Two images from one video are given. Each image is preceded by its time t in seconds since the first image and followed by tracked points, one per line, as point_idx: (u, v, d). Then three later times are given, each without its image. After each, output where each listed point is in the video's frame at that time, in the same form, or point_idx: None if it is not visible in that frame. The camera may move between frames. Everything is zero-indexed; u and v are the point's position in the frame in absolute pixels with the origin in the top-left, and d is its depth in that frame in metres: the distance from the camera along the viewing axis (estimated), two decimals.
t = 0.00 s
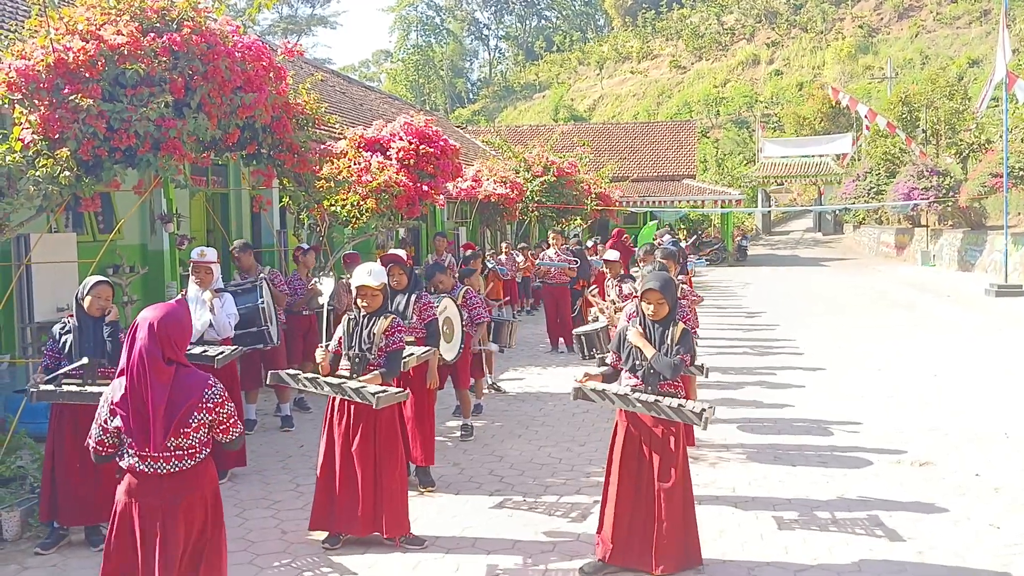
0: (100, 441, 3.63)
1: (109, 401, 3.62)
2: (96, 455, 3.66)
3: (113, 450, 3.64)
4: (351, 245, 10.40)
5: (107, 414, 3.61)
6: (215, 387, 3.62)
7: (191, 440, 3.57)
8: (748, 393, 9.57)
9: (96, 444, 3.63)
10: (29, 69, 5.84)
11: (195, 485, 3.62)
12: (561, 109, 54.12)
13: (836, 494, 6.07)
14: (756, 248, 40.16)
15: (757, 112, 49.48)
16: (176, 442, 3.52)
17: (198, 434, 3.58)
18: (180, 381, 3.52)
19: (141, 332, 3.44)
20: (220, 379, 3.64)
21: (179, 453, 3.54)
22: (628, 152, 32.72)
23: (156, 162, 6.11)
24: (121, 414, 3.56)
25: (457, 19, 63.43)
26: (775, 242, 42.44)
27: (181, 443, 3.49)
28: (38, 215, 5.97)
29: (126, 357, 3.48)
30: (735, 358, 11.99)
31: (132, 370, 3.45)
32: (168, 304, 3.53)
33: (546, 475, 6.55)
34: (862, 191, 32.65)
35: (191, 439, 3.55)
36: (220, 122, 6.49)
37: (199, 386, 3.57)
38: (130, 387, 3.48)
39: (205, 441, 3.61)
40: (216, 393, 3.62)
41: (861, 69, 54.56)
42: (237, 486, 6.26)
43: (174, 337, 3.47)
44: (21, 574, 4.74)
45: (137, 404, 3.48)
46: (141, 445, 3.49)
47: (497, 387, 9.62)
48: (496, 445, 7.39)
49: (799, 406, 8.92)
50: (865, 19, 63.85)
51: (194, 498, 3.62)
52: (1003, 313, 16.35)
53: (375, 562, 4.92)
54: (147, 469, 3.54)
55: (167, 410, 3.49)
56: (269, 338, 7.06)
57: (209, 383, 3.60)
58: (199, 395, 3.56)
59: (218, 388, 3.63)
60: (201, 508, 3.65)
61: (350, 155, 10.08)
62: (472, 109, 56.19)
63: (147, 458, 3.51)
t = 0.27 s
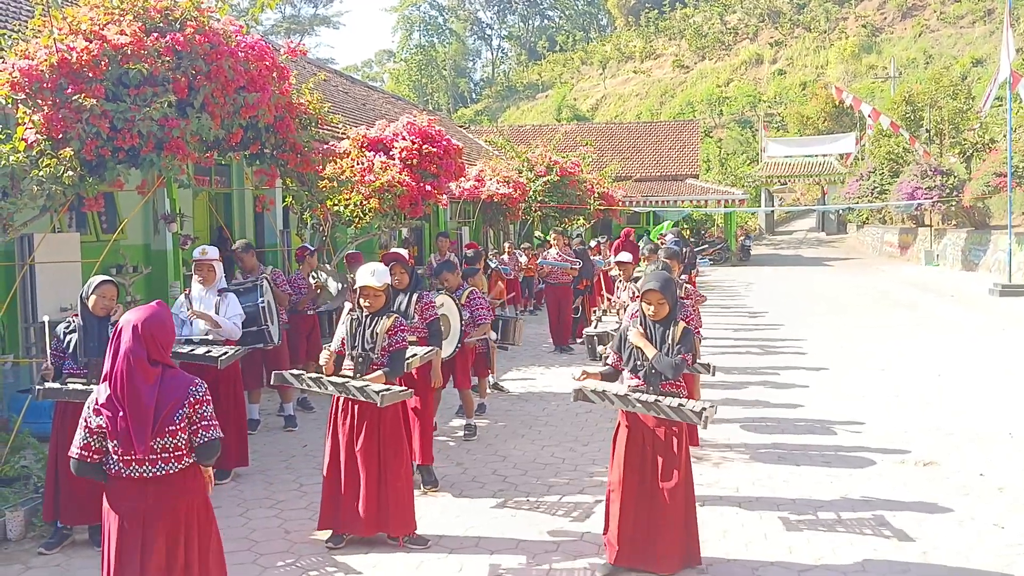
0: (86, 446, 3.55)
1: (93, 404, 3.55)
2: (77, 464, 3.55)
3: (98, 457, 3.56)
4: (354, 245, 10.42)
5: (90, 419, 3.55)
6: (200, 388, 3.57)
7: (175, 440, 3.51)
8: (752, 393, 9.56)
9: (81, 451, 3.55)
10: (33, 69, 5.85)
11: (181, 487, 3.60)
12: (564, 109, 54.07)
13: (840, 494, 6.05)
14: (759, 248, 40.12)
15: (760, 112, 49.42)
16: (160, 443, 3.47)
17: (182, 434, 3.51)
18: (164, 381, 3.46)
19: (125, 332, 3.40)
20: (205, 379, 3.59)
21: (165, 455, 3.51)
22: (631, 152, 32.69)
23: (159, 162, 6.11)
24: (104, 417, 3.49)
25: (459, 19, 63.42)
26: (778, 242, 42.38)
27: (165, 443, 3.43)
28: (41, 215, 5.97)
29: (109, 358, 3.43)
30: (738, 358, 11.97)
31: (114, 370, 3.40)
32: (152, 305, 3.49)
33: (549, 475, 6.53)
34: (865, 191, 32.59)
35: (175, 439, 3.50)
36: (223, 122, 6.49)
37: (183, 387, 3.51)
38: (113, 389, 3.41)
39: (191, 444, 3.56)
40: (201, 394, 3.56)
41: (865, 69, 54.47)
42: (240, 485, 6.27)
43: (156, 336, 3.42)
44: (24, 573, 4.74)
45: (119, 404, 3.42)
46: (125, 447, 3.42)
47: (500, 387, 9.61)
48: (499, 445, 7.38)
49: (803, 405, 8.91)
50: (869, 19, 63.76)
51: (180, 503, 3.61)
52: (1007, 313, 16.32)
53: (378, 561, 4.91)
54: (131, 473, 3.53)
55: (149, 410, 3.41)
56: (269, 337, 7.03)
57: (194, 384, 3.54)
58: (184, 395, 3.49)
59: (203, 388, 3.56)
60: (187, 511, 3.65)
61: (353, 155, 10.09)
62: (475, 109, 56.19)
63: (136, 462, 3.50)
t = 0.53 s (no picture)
0: (86, 448, 3.58)
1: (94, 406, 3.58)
2: (80, 465, 3.62)
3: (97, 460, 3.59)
4: (358, 245, 10.41)
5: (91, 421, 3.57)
6: (195, 399, 3.52)
7: (162, 451, 3.45)
8: (756, 393, 9.55)
9: (83, 453, 3.59)
10: (38, 69, 5.86)
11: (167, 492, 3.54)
12: (568, 109, 54.04)
13: (844, 495, 6.04)
14: (763, 248, 40.09)
15: (765, 112, 49.37)
16: (146, 450, 3.42)
17: (169, 445, 3.45)
18: (157, 386, 3.44)
19: (124, 332, 3.42)
20: (201, 391, 3.55)
21: (149, 466, 3.45)
22: (635, 152, 32.67)
23: (165, 162, 6.12)
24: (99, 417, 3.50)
25: (463, 19, 63.45)
26: (782, 242, 42.32)
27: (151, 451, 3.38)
28: (46, 215, 5.98)
29: (109, 358, 3.45)
30: (742, 358, 11.96)
31: (110, 370, 3.41)
32: (157, 307, 3.51)
33: (553, 475, 6.53)
34: (869, 191, 32.55)
35: (162, 449, 3.45)
36: (228, 122, 6.49)
37: (177, 395, 3.47)
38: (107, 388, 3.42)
39: (180, 456, 3.50)
40: (195, 405, 3.52)
41: (869, 69, 54.40)
42: (244, 485, 6.27)
43: (153, 339, 3.42)
44: (29, 573, 4.75)
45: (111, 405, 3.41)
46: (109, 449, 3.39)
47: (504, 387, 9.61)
48: (503, 445, 7.37)
49: (808, 405, 8.90)
50: (873, 18, 63.64)
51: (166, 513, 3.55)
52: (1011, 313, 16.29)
53: (384, 561, 4.92)
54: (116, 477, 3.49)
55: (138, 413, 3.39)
56: (274, 337, 7.11)
57: (190, 393, 3.51)
58: (175, 403, 3.45)
59: (198, 399, 3.52)
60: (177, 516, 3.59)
61: (357, 155, 10.09)
62: (479, 109, 56.18)
63: (122, 468, 3.46)
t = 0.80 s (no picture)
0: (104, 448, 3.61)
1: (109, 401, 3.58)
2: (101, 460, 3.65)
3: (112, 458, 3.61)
4: (362, 245, 10.42)
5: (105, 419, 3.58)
6: (209, 400, 3.53)
7: (175, 452, 3.46)
8: (761, 393, 9.53)
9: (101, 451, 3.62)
10: (43, 70, 5.87)
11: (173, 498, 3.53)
12: (572, 109, 54.04)
13: (850, 495, 6.03)
14: (767, 248, 40.05)
15: (769, 112, 49.31)
16: (159, 452, 3.42)
17: (183, 446, 3.47)
18: (173, 387, 3.45)
19: (140, 330, 3.41)
20: (215, 392, 3.55)
21: (159, 467, 3.45)
22: (639, 152, 32.66)
23: (169, 162, 6.13)
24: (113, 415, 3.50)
25: (467, 20, 63.50)
26: (786, 242, 42.27)
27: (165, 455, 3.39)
28: (51, 215, 5.99)
29: (124, 355, 3.46)
30: (746, 358, 11.95)
31: (127, 369, 3.42)
32: (172, 305, 3.50)
33: (558, 475, 6.53)
34: (874, 191, 32.50)
35: (177, 451, 3.46)
36: (232, 122, 6.50)
37: (191, 396, 3.47)
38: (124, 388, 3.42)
39: (194, 455, 3.51)
40: (210, 406, 3.53)
41: (874, 69, 54.33)
42: (249, 486, 6.28)
43: (168, 338, 3.42)
44: (34, 573, 4.76)
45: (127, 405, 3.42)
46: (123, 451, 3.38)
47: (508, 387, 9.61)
48: (507, 445, 7.37)
49: (814, 405, 8.89)
50: (878, 18, 63.51)
51: (175, 521, 3.53)
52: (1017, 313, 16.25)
53: (388, 561, 4.92)
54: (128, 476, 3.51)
55: (154, 413, 3.39)
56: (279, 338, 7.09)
57: (205, 395, 3.52)
58: (189, 406, 3.45)
59: (213, 401, 3.53)
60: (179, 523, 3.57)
61: (361, 155, 10.08)
62: (483, 109, 56.21)
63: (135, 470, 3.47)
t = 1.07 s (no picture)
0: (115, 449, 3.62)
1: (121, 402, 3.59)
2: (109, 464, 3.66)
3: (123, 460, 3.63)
4: (366, 245, 10.45)
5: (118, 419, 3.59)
6: (219, 401, 3.54)
7: (184, 455, 3.47)
8: (764, 394, 9.52)
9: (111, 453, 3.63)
10: (48, 71, 5.89)
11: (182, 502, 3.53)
12: (575, 109, 54.05)
13: (853, 496, 6.02)
14: (771, 248, 40.03)
15: (773, 112, 49.28)
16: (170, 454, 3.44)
17: (193, 448, 3.48)
18: (183, 388, 3.46)
19: (153, 331, 3.42)
20: (226, 393, 3.56)
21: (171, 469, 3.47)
22: (643, 152, 32.65)
23: (174, 163, 6.15)
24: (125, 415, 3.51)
25: (471, 20, 63.54)
26: (790, 242, 42.24)
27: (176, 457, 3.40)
28: (56, 215, 6.01)
29: (138, 356, 3.47)
30: (750, 358, 11.94)
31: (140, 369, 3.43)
32: (185, 307, 3.51)
33: (561, 475, 6.53)
34: (878, 191, 32.47)
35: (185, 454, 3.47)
36: (236, 123, 6.51)
37: (202, 398, 3.49)
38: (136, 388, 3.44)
39: (202, 459, 3.52)
40: (219, 409, 3.53)
41: (878, 69, 54.29)
42: (253, 486, 6.29)
43: (180, 340, 3.43)
44: (39, 573, 4.77)
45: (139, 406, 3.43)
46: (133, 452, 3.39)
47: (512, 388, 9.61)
48: (511, 445, 7.38)
49: (818, 405, 8.88)
50: (882, 18, 63.41)
51: (186, 524, 3.54)
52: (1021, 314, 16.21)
53: (391, 561, 4.92)
54: (140, 479, 3.51)
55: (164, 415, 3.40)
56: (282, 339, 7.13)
57: (215, 397, 3.52)
58: (199, 408, 3.46)
59: (222, 403, 3.53)
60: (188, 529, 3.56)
61: (365, 155, 10.11)
62: (487, 110, 56.25)
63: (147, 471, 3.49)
